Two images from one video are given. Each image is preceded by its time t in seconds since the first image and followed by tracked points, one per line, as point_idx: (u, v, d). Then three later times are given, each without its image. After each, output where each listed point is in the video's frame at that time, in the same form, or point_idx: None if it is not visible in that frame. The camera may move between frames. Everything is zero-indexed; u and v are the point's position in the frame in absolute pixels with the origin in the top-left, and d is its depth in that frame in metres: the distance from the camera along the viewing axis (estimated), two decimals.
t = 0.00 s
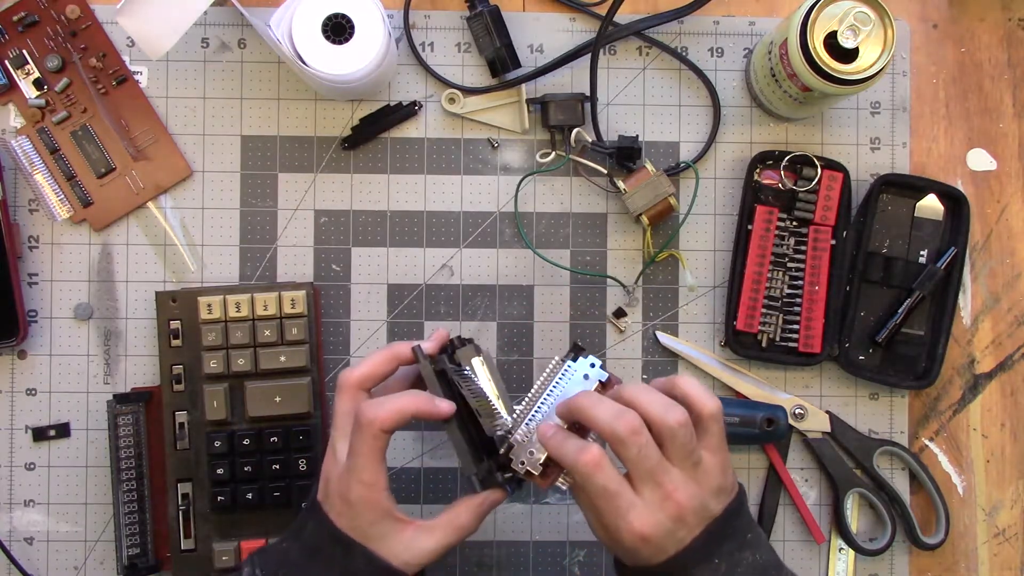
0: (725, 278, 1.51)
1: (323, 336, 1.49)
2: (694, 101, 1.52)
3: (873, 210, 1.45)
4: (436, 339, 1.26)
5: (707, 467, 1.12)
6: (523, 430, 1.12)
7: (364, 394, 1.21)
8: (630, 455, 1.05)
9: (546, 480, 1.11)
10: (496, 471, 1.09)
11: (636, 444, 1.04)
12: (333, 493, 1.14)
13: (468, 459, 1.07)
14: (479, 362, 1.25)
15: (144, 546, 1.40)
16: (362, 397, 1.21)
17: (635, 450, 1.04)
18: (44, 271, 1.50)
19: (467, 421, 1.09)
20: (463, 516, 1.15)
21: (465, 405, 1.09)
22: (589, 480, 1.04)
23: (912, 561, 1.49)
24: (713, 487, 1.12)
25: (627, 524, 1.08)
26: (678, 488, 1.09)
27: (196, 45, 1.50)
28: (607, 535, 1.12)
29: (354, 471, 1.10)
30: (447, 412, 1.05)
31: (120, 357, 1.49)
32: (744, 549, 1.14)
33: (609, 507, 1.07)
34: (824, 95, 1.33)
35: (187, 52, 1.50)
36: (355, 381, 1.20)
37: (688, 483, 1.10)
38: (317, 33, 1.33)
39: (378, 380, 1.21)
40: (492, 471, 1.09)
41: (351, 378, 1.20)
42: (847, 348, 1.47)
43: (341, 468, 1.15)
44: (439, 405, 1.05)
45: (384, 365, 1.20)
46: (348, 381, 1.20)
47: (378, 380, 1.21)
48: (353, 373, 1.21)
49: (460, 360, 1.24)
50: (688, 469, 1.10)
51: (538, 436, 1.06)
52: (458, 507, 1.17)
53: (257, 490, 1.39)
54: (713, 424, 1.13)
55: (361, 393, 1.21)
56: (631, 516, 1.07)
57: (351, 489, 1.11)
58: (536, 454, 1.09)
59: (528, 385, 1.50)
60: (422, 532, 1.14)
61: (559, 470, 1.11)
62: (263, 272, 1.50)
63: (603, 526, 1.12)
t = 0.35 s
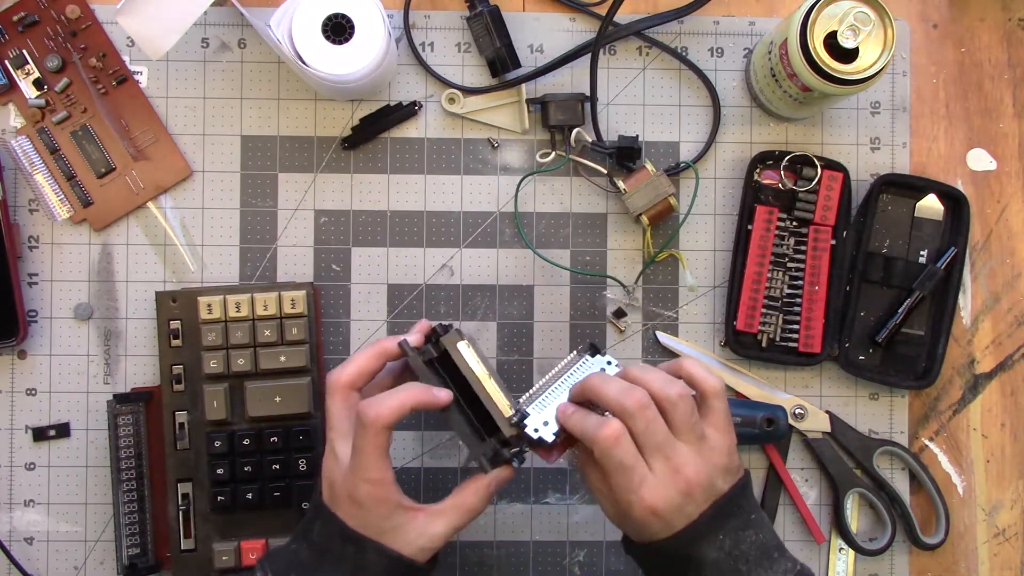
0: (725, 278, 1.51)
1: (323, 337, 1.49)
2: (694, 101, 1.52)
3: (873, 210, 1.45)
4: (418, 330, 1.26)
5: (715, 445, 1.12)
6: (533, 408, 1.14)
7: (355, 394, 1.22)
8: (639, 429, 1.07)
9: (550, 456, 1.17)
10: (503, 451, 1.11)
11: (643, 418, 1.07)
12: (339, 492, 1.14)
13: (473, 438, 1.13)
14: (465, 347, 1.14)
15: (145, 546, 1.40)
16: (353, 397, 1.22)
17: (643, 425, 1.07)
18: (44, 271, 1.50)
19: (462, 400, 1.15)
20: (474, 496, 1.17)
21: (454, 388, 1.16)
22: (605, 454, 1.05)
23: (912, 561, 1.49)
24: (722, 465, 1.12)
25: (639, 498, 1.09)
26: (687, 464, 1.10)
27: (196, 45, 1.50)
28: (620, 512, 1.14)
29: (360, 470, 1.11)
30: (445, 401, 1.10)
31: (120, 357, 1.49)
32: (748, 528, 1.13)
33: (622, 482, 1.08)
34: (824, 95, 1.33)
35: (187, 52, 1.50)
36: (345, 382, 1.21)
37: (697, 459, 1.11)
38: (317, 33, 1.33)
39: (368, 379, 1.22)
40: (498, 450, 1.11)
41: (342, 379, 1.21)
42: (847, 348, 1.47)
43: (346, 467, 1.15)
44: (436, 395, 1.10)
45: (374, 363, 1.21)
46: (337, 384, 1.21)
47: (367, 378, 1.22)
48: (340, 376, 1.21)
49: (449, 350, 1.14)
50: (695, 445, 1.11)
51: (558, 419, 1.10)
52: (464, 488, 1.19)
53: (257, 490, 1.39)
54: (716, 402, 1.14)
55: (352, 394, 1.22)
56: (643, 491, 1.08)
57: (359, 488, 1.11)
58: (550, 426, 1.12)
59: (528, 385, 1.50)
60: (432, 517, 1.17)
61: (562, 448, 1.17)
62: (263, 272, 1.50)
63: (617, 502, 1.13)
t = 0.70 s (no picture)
0: (725, 278, 1.51)
1: (323, 337, 1.49)
2: (694, 101, 1.52)
3: (873, 210, 1.45)
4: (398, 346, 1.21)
5: (706, 474, 1.13)
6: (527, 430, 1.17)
7: (336, 414, 1.19)
8: (637, 458, 1.06)
9: (532, 481, 1.17)
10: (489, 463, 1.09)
11: (644, 447, 1.06)
12: (329, 512, 1.14)
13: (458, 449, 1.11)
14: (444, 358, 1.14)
15: (145, 546, 1.40)
16: (335, 418, 1.19)
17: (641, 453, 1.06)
18: (44, 271, 1.49)
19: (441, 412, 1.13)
20: (466, 507, 1.19)
21: (435, 401, 1.14)
22: (601, 481, 1.03)
23: (912, 561, 1.49)
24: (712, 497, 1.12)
25: (630, 529, 1.06)
26: (679, 494, 1.10)
27: (196, 45, 1.50)
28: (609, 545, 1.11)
29: (349, 491, 1.11)
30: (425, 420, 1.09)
31: (120, 356, 1.49)
32: (734, 562, 1.11)
33: (614, 514, 1.06)
34: (824, 95, 1.33)
35: (187, 52, 1.50)
36: (326, 405, 1.18)
37: (688, 490, 1.10)
38: (317, 33, 1.33)
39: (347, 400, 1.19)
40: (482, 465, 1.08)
41: (321, 401, 1.18)
42: (847, 348, 1.47)
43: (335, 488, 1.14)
44: (416, 414, 1.08)
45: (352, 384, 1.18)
46: (319, 407, 1.18)
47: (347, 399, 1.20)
48: (320, 399, 1.18)
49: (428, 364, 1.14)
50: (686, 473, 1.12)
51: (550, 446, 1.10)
52: (458, 497, 1.20)
53: (257, 490, 1.39)
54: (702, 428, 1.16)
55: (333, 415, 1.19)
56: (634, 522, 1.06)
57: (349, 508, 1.12)
58: (538, 451, 1.14)
59: (528, 385, 1.50)
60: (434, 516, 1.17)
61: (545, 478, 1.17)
62: (263, 272, 1.50)
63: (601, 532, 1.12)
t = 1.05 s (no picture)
0: (725, 278, 1.51)
1: (323, 337, 1.49)
2: (694, 101, 1.52)
3: (873, 210, 1.45)
4: (383, 371, 1.14)
5: (697, 523, 1.17)
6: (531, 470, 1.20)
7: (325, 457, 1.16)
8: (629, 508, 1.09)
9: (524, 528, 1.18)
10: (482, 495, 1.05)
11: (632, 495, 1.10)
12: (318, 554, 1.17)
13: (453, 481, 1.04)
14: (437, 394, 1.06)
15: (145, 547, 1.40)
16: (325, 461, 1.17)
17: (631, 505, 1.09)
18: (44, 271, 1.49)
19: (435, 445, 1.07)
20: (452, 532, 1.19)
21: (429, 435, 1.07)
22: (607, 540, 1.05)
23: (912, 561, 1.49)
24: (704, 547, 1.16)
25: None
26: (676, 543, 1.13)
27: (196, 45, 1.50)
28: None
29: (341, 541, 1.14)
30: (424, 467, 1.02)
31: (120, 357, 1.49)
32: None
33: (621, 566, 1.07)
34: (824, 96, 1.33)
35: (187, 53, 1.50)
36: (313, 450, 1.15)
37: (684, 538, 1.14)
38: (317, 33, 1.33)
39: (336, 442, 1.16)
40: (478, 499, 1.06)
41: (307, 449, 1.14)
42: (847, 348, 1.47)
43: (325, 533, 1.16)
44: (413, 463, 1.02)
45: (338, 426, 1.13)
46: (305, 455, 1.15)
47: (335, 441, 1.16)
48: (307, 446, 1.15)
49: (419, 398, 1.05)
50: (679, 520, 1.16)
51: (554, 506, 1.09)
52: (443, 523, 1.20)
53: (257, 490, 1.39)
54: (693, 480, 1.19)
55: (323, 458, 1.16)
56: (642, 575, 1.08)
57: (341, 555, 1.16)
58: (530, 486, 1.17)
59: (528, 385, 1.50)
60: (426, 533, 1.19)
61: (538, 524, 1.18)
62: (263, 272, 1.50)
63: None
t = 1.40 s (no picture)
0: (725, 278, 1.51)
1: (323, 337, 1.49)
2: (694, 101, 1.52)
3: (873, 210, 1.45)
4: (394, 388, 1.13)
5: (706, 529, 1.19)
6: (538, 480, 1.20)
7: (341, 473, 1.15)
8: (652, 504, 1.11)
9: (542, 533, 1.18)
10: (493, 508, 1.07)
11: (657, 493, 1.11)
12: (328, 569, 1.17)
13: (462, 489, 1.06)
14: (451, 410, 1.06)
15: (145, 547, 1.40)
16: (341, 477, 1.15)
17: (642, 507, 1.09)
18: (44, 271, 1.50)
19: (447, 461, 1.07)
20: (464, 544, 1.20)
21: (442, 450, 1.08)
22: (618, 530, 1.06)
23: (912, 561, 1.49)
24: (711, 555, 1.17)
25: None
26: (686, 544, 1.14)
27: (196, 45, 1.50)
28: None
29: (357, 557, 1.13)
30: (443, 484, 1.01)
31: (120, 356, 1.49)
32: None
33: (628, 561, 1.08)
34: (824, 96, 1.33)
35: (187, 53, 1.50)
36: (331, 467, 1.13)
37: (695, 542, 1.15)
38: (317, 33, 1.33)
39: (353, 459, 1.14)
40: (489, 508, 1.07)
41: (326, 466, 1.12)
42: (847, 348, 1.47)
43: (340, 550, 1.15)
44: (433, 480, 1.01)
45: (356, 442, 1.11)
46: (324, 472, 1.13)
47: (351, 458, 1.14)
48: (326, 463, 1.12)
49: (435, 414, 1.05)
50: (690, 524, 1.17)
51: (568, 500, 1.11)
52: (455, 535, 1.21)
53: (256, 489, 1.39)
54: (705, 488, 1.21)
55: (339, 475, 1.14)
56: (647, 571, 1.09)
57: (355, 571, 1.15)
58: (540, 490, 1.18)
59: (528, 385, 1.50)
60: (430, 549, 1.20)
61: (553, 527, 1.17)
62: (263, 271, 1.50)
63: None
